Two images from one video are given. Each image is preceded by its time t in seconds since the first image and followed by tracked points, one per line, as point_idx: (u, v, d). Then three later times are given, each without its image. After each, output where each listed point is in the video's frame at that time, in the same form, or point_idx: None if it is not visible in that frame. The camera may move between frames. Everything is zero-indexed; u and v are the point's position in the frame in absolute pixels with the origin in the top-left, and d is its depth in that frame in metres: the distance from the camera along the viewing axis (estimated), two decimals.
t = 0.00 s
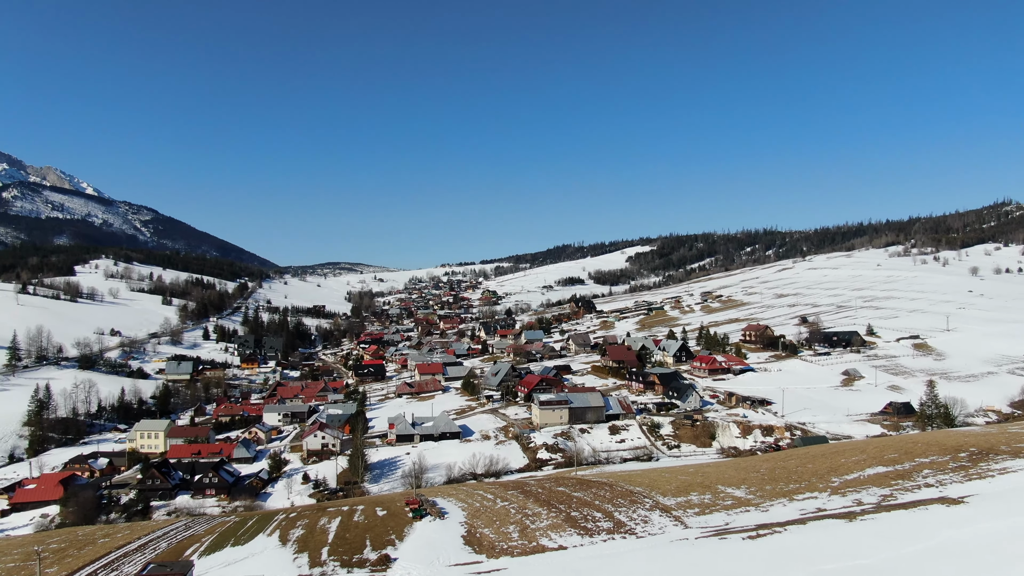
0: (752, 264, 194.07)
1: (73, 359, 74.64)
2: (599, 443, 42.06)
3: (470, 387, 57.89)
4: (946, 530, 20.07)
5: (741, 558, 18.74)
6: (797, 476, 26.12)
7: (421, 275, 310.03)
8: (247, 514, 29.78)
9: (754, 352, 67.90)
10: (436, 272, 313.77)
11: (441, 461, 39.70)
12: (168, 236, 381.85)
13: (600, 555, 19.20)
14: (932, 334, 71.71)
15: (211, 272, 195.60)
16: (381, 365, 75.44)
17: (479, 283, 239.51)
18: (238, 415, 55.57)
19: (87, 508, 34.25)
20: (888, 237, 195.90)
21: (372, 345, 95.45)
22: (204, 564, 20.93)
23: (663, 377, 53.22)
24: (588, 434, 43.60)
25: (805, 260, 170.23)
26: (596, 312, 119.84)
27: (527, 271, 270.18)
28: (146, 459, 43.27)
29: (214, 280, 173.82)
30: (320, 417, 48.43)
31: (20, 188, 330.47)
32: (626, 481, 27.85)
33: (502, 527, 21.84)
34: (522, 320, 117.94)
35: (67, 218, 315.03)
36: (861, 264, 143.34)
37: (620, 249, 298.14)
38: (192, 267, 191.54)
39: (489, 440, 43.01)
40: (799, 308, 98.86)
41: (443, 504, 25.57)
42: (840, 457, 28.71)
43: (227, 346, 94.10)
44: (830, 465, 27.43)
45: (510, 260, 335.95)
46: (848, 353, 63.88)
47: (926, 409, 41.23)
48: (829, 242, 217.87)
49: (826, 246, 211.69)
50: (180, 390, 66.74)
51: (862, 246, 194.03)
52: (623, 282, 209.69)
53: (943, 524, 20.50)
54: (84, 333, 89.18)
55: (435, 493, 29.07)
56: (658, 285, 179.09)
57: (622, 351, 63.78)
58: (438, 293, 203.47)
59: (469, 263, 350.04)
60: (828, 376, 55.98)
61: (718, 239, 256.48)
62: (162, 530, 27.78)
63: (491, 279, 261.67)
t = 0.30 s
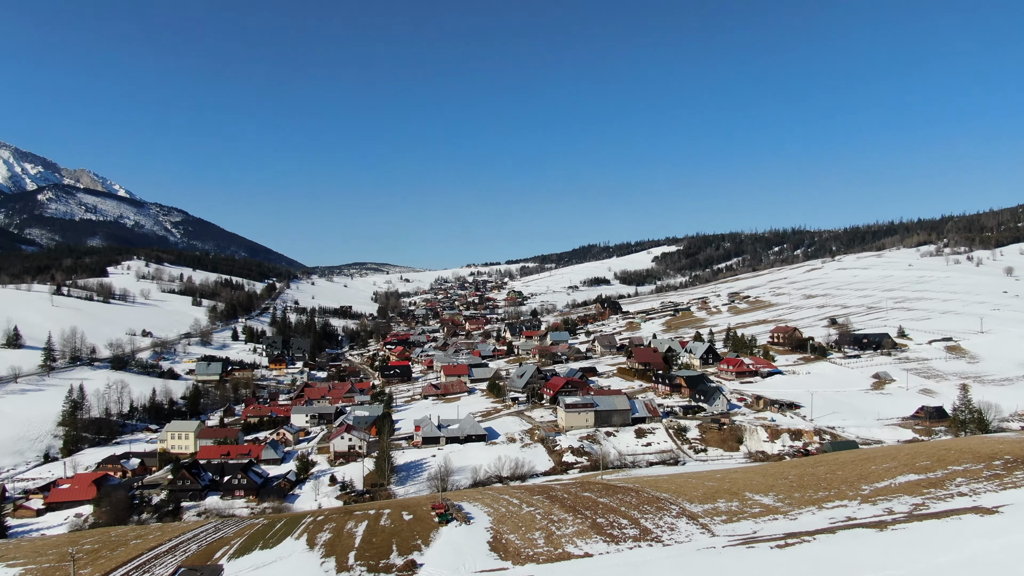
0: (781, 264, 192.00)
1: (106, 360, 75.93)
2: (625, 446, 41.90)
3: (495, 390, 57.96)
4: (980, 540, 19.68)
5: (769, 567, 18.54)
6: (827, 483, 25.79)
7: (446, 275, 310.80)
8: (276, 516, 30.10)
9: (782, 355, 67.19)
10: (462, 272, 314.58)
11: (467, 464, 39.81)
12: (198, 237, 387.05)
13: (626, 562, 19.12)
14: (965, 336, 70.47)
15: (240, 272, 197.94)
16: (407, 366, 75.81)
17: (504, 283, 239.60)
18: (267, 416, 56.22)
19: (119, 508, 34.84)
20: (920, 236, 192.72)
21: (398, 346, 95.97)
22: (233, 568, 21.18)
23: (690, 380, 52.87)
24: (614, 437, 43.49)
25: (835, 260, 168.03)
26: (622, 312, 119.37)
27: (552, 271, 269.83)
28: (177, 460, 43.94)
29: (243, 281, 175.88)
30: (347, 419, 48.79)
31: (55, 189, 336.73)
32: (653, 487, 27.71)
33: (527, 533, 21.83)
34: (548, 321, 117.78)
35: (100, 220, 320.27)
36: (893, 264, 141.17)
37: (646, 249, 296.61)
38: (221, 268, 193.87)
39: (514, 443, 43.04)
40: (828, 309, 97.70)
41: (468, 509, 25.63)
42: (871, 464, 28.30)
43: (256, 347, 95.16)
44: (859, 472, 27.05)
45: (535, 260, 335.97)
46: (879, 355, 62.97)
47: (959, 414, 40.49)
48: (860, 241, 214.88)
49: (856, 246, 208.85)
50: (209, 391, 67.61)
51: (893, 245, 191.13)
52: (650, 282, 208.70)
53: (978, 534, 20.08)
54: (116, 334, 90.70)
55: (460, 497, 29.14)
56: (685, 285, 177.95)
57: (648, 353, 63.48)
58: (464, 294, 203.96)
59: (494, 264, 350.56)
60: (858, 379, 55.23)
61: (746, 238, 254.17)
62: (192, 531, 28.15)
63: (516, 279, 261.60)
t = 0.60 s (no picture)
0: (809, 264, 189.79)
1: (137, 360, 77.09)
2: (651, 449, 41.69)
3: (521, 392, 57.94)
4: (1015, 551, 19.27)
5: None
6: (857, 492, 25.42)
7: (472, 275, 311.42)
8: (303, 519, 30.38)
9: (811, 357, 66.38)
10: (487, 272, 315.20)
11: (493, 467, 39.85)
12: (227, 238, 391.87)
13: (653, 571, 19.01)
14: (1000, 339, 69.10)
15: (267, 273, 200.06)
16: (432, 368, 76.07)
17: (530, 284, 239.59)
18: (294, 417, 56.76)
19: (150, 509, 35.39)
20: (952, 235, 189.43)
21: (423, 347, 96.33)
22: (261, 571, 21.41)
23: (716, 384, 52.44)
24: (640, 441, 43.27)
25: (865, 260, 165.72)
26: (648, 314, 118.75)
27: (578, 271, 269.32)
28: (207, 460, 44.51)
29: (270, 282, 177.67)
30: (372, 421, 49.05)
31: (88, 191, 342.89)
32: (679, 493, 27.51)
33: (553, 540, 21.80)
34: (573, 322, 117.52)
35: (132, 222, 325.50)
36: (924, 264, 138.94)
37: (672, 249, 294.86)
38: (249, 268, 196.11)
39: (540, 446, 42.99)
40: (858, 310, 96.34)
41: (494, 514, 25.65)
42: (902, 471, 27.85)
43: (283, 348, 96.12)
44: (890, 480, 26.63)
45: (561, 260, 335.61)
46: (910, 358, 61.97)
47: (993, 419, 39.69)
48: (890, 240, 211.75)
49: (886, 245, 205.83)
50: (238, 392, 68.41)
51: (924, 245, 188.09)
52: (676, 283, 207.51)
53: (1013, 545, 19.65)
54: (148, 335, 92.04)
55: (486, 502, 29.17)
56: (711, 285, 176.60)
57: (674, 355, 63.08)
58: (489, 294, 204.30)
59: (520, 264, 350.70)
60: (889, 382, 54.37)
61: (774, 238, 251.66)
62: (222, 533, 28.47)
63: (542, 279, 261.43)
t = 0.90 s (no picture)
0: (838, 264, 187.47)
1: (168, 361, 78.24)
2: (677, 453, 41.42)
3: (546, 394, 57.86)
4: None
5: None
6: (887, 500, 25.06)
7: (497, 275, 311.78)
8: (330, 521, 30.60)
9: (840, 360, 65.51)
10: (512, 273, 315.41)
11: (518, 470, 39.85)
12: (255, 239, 395.63)
13: None
14: None
15: (295, 274, 201.93)
16: (458, 369, 76.24)
17: (555, 284, 239.20)
18: (321, 418, 57.21)
19: (181, 509, 35.90)
20: (985, 234, 186.02)
21: (449, 348, 96.62)
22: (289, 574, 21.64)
23: (743, 387, 51.94)
24: (666, 445, 43.03)
25: (896, 260, 163.28)
26: (674, 315, 118.05)
27: (603, 271, 268.66)
28: (235, 462, 45.04)
29: (298, 283, 179.35)
30: (398, 423, 49.28)
31: (120, 193, 348.20)
32: (706, 499, 27.29)
33: (578, 546, 21.76)
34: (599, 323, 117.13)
35: (162, 223, 330.15)
36: (956, 264, 136.69)
37: (698, 249, 292.83)
38: (278, 269, 198.05)
39: (565, 449, 42.89)
40: (889, 312, 94.99)
41: (518, 519, 25.61)
42: (933, 479, 27.36)
43: (311, 348, 96.94)
44: (922, 487, 26.20)
45: (586, 261, 334.88)
46: (942, 361, 60.90)
47: None
48: (921, 239, 208.38)
49: (918, 245, 202.61)
50: (266, 393, 69.14)
51: (956, 244, 184.85)
52: (702, 283, 206.30)
53: None
54: (178, 336, 93.34)
55: (510, 506, 29.17)
56: (739, 286, 175.28)
57: (701, 357, 62.61)
58: (514, 294, 204.39)
59: (545, 264, 350.54)
60: (921, 386, 53.46)
61: (802, 237, 248.88)
62: (250, 535, 28.78)
63: (567, 279, 260.95)
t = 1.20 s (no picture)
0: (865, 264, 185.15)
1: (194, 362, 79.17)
2: (701, 457, 41.14)
3: (569, 396, 57.76)
4: None
5: None
6: (916, 508, 24.68)
7: (520, 275, 312.06)
8: (355, 524, 30.80)
9: (867, 362, 64.63)
10: (535, 273, 315.49)
11: (542, 473, 39.83)
12: (281, 240, 399.33)
13: None
14: None
15: (320, 275, 203.57)
16: (481, 371, 76.36)
17: (578, 284, 238.74)
18: (345, 419, 57.59)
19: (208, 510, 36.31)
20: (1017, 233, 182.71)
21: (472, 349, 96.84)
22: None
23: (769, 389, 51.47)
24: (690, 448, 42.77)
25: (925, 260, 160.90)
26: (698, 315, 117.26)
27: (626, 271, 267.85)
28: (261, 463, 45.49)
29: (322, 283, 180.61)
30: (422, 425, 49.44)
31: (148, 195, 353.24)
32: (730, 505, 27.10)
33: (602, 553, 21.69)
34: (622, 324, 116.69)
35: (190, 224, 334.45)
36: (988, 263, 134.38)
37: (723, 249, 290.77)
38: (303, 270, 199.80)
39: (588, 452, 42.77)
40: (918, 313, 93.62)
41: (542, 524, 25.60)
42: (964, 486, 26.89)
43: (335, 349, 97.60)
44: (952, 495, 25.78)
45: (609, 261, 333.93)
46: (973, 364, 59.87)
47: None
48: (951, 239, 205.09)
49: (947, 244, 199.48)
50: (292, 394, 69.71)
51: (987, 243, 181.71)
52: (727, 283, 204.99)
53: None
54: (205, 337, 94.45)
55: (534, 511, 29.16)
56: (764, 286, 173.87)
57: (726, 360, 62.14)
58: (537, 295, 204.31)
59: (568, 264, 350.17)
60: (951, 389, 52.61)
61: (828, 237, 246.11)
62: (276, 537, 29.05)
63: (590, 280, 260.30)
